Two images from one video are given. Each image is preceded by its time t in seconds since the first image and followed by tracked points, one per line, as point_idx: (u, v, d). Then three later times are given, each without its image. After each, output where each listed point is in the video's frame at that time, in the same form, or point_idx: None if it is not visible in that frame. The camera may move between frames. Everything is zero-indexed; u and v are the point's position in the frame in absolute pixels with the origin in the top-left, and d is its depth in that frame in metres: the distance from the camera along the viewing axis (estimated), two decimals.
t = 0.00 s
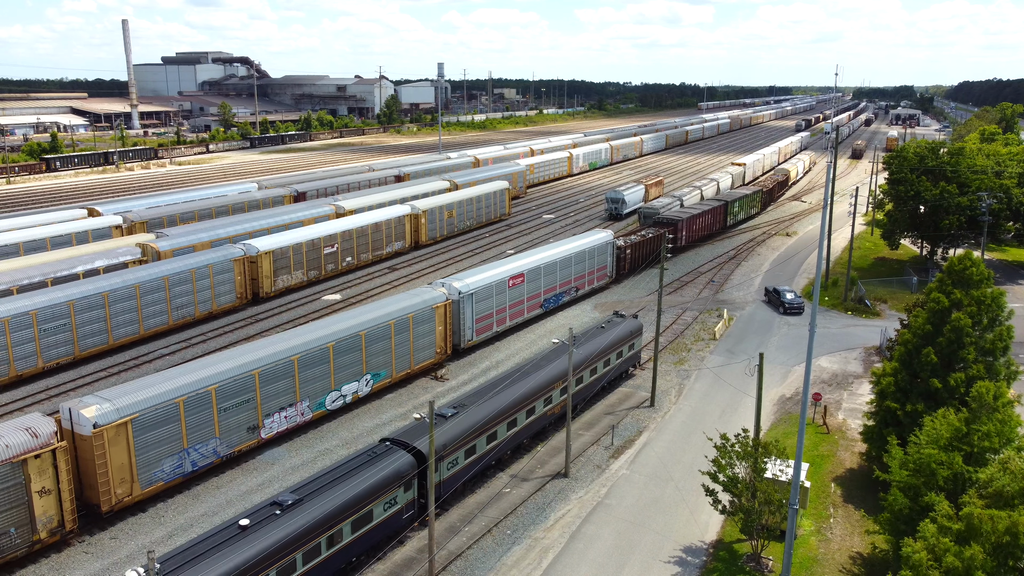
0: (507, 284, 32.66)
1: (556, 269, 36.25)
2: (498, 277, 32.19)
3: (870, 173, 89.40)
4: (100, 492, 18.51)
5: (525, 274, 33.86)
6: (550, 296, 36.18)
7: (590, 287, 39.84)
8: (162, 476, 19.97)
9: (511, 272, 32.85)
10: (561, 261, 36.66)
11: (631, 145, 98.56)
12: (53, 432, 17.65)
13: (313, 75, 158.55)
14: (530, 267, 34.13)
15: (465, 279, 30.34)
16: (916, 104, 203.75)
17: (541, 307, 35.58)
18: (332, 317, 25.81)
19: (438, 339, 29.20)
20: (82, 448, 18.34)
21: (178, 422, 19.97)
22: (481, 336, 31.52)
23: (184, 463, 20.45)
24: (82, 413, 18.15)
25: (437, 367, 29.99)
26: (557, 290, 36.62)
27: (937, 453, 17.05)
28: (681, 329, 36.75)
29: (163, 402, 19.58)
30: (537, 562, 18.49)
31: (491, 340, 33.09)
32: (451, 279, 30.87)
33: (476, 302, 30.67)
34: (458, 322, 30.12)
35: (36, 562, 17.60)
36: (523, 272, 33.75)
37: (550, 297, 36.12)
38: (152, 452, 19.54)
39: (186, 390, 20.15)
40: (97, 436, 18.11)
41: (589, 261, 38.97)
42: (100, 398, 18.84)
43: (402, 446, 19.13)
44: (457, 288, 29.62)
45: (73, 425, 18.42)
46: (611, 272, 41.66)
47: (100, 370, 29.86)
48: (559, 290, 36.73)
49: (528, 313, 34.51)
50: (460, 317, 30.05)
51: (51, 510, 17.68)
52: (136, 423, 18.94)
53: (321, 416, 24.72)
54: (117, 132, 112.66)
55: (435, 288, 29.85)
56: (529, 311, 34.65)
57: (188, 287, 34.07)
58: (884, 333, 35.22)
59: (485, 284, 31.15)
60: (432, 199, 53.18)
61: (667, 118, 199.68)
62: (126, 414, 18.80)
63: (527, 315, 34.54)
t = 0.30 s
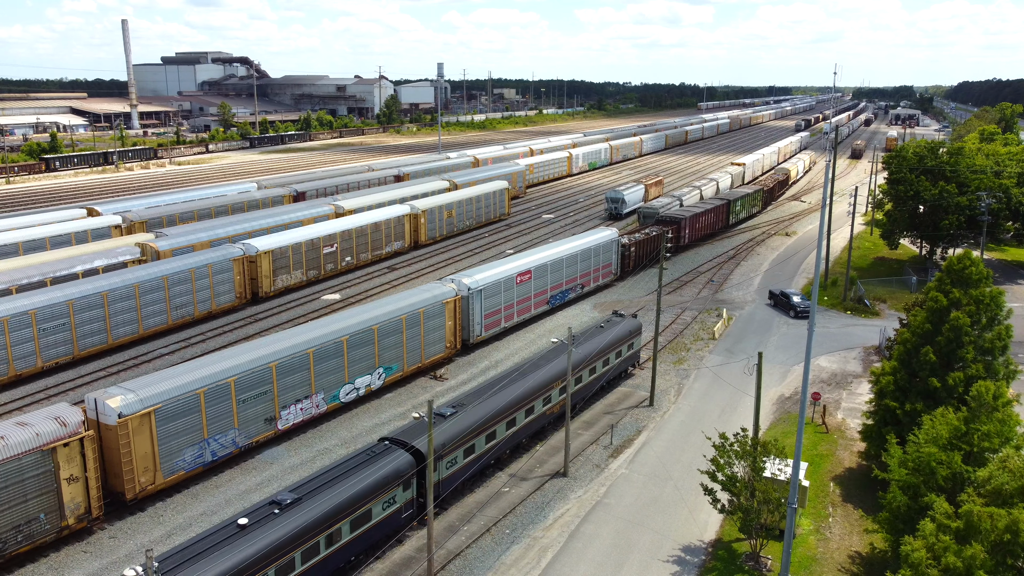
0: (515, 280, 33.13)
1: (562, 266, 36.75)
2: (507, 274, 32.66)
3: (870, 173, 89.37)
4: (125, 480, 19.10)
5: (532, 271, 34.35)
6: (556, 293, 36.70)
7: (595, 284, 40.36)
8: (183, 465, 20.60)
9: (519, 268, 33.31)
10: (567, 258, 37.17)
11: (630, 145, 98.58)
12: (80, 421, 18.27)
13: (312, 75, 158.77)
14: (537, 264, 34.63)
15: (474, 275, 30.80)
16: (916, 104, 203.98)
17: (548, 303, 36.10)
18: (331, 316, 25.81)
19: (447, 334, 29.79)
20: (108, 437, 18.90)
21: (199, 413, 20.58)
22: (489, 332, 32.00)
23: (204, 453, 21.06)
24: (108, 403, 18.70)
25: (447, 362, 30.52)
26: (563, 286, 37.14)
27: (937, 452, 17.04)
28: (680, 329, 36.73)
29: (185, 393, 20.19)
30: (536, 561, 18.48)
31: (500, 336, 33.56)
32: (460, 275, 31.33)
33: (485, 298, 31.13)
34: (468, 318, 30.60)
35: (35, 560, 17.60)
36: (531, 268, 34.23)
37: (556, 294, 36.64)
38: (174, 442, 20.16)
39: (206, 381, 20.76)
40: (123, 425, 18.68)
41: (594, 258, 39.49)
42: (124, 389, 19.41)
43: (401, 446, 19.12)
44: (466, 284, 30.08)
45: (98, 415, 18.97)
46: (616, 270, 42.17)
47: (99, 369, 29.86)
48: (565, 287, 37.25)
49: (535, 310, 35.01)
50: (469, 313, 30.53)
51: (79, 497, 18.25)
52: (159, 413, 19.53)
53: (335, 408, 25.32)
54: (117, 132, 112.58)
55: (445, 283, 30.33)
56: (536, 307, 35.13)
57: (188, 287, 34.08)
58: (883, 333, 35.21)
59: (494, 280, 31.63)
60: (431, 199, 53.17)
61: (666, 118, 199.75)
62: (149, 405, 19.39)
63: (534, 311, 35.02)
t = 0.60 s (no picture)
0: (522, 277, 33.70)
1: (568, 264, 37.32)
2: (514, 271, 33.24)
3: (869, 173, 89.39)
4: (148, 470, 19.56)
5: (539, 268, 34.91)
6: (563, 290, 37.27)
7: (600, 282, 40.90)
8: (204, 455, 21.04)
9: (526, 265, 33.89)
10: (573, 256, 37.73)
11: (630, 145, 98.62)
12: (106, 411, 18.76)
13: (312, 75, 159.24)
14: (544, 261, 35.20)
15: (483, 272, 31.37)
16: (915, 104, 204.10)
17: (554, 301, 36.66)
18: (331, 315, 25.81)
19: (457, 330, 30.29)
20: (132, 427, 19.33)
21: (219, 404, 21.03)
22: (497, 328, 32.55)
23: (223, 444, 21.53)
24: (132, 394, 19.11)
25: (456, 357, 31.08)
26: (569, 284, 37.70)
27: (936, 452, 17.04)
28: (679, 329, 36.72)
29: (206, 385, 20.60)
30: (534, 561, 18.48)
31: (506, 332, 34.09)
32: (469, 272, 31.91)
33: (493, 295, 31.69)
34: (477, 314, 31.15)
35: (34, 560, 17.59)
36: (537, 266, 34.82)
37: (562, 291, 37.20)
38: (194, 432, 20.58)
39: (214, 378, 20.85)
40: (146, 416, 19.10)
41: (599, 256, 40.03)
42: (147, 380, 19.82)
43: (400, 446, 19.11)
44: (475, 280, 30.65)
45: (122, 406, 19.36)
46: (621, 267, 42.70)
47: (98, 369, 29.82)
48: (571, 284, 37.81)
49: (542, 306, 35.59)
50: (478, 309, 31.08)
51: (104, 486, 18.80)
52: (181, 404, 19.99)
53: (348, 401, 25.81)
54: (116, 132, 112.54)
55: (455, 280, 30.87)
56: (543, 304, 35.70)
57: (187, 287, 34.06)
58: (882, 332, 35.22)
59: (502, 277, 32.20)
60: (431, 199, 53.19)
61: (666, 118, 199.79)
62: (171, 396, 19.80)
63: (541, 308, 35.59)
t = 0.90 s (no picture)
0: (528, 274, 34.21)
1: (573, 261, 37.83)
2: (521, 268, 33.77)
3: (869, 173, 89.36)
4: (168, 460, 20.07)
5: (545, 265, 35.44)
6: (568, 287, 37.81)
7: (604, 279, 41.40)
8: (221, 446, 21.54)
9: (533, 262, 34.41)
10: (578, 253, 38.25)
11: (630, 145, 98.61)
12: (129, 402, 19.26)
13: (312, 75, 159.65)
14: (550, 258, 35.73)
15: (490, 269, 31.90)
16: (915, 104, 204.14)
17: (559, 297, 37.19)
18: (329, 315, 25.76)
19: (465, 325, 30.79)
20: (153, 418, 19.85)
21: (236, 397, 21.54)
22: (504, 324, 33.05)
23: (240, 435, 22.06)
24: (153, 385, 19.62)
25: (464, 353, 31.58)
26: (575, 281, 38.23)
27: (934, 451, 17.04)
28: (678, 329, 36.69)
29: (223, 377, 21.10)
30: (532, 560, 18.47)
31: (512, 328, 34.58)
32: (477, 268, 32.44)
33: (501, 291, 32.20)
34: (485, 310, 31.67)
35: (31, 560, 17.57)
36: (544, 263, 35.34)
37: (568, 288, 37.72)
38: (213, 424, 21.09)
39: (213, 378, 20.82)
40: (167, 407, 19.62)
41: (604, 254, 40.53)
42: (167, 371, 20.35)
43: (399, 446, 19.10)
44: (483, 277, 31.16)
45: (143, 397, 19.87)
46: (625, 265, 43.19)
47: (96, 369, 29.78)
48: (576, 281, 38.34)
49: (548, 303, 36.11)
50: (485, 305, 31.60)
51: (127, 475, 19.35)
52: (200, 396, 20.45)
53: (360, 394, 26.29)
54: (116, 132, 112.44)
55: (463, 276, 31.39)
56: (548, 301, 36.22)
57: (185, 287, 34.02)
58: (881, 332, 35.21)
59: (509, 274, 32.72)
60: (430, 199, 53.19)
61: (666, 118, 199.77)
62: (191, 387, 20.28)
63: (546, 305, 36.11)
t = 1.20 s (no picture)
0: (534, 271, 34.50)
1: (578, 258, 38.13)
2: (527, 265, 34.06)
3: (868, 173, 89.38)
4: (187, 450, 20.59)
5: (551, 262, 35.73)
6: (573, 284, 38.12)
7: (608, 277, 41.68)
8: (238, 437, 22.06)
9: (539, 260, 34.70)
10: (583, 251, 38.54)
11: (629, 145, 98.60)
12: (150, 394, 19.78)
13: (312, 76, 159.56)
14: (555, 256, 36.01)
15: (497, 266, 32.21)
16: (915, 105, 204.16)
17: (565, 294, 37.48)
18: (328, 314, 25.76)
19: (473, 321, 31.18)
20: (172, 409, 20.36)
21: (252, 389, 22.02)
22: (510, 320, 33.36)
23: (257, 426, 22.59)
24: (173, 377, 20.06)
25: (471, 349, 31.94)
26: (580, 278, 38.54)
27: (930, 451, 17.04)
28: (676, 329, 36.65)
29: (241, 369, 21.61)
30: (528, 560, 18.46)
31: (517, 325, 34.86)
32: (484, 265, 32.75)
33: (507, 287, 32.50)
34: (492, 306, 31.99)
35: (27, 560, 17.53)
36: (549, 260, 35.63)
37: (573, 285, 38.03)
38: (230, 415, 21.58)
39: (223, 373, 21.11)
40: (187, 399, 20.10)
41: (608, 252, 40.79)
42: (186, 364, 20.81)
43: (395, 446, 19.08)
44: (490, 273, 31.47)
45: (164, 389, 20.34)
46: (629, 263, 43.44)
47: (93, 369, 29.76)
48: (581, 278, 38.65)
49: (554, 300, 36.41)
50: (493, 302, 31.91)
51: (148, 465, 19.89)
52: (218, 388, 20.96)
53: (371, 388, 26.71)
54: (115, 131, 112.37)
55: (471, 273, 31.77)
56: (554, 297, 36.52)
57: (183, 287, 34.00)
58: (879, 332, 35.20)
59: (515, 270, 33.02)
60: (429, 199, 53.19)
61: (665, 118, 199.82)
62: (210, 379, 20.77)
63: (552, 302, 36.39)
